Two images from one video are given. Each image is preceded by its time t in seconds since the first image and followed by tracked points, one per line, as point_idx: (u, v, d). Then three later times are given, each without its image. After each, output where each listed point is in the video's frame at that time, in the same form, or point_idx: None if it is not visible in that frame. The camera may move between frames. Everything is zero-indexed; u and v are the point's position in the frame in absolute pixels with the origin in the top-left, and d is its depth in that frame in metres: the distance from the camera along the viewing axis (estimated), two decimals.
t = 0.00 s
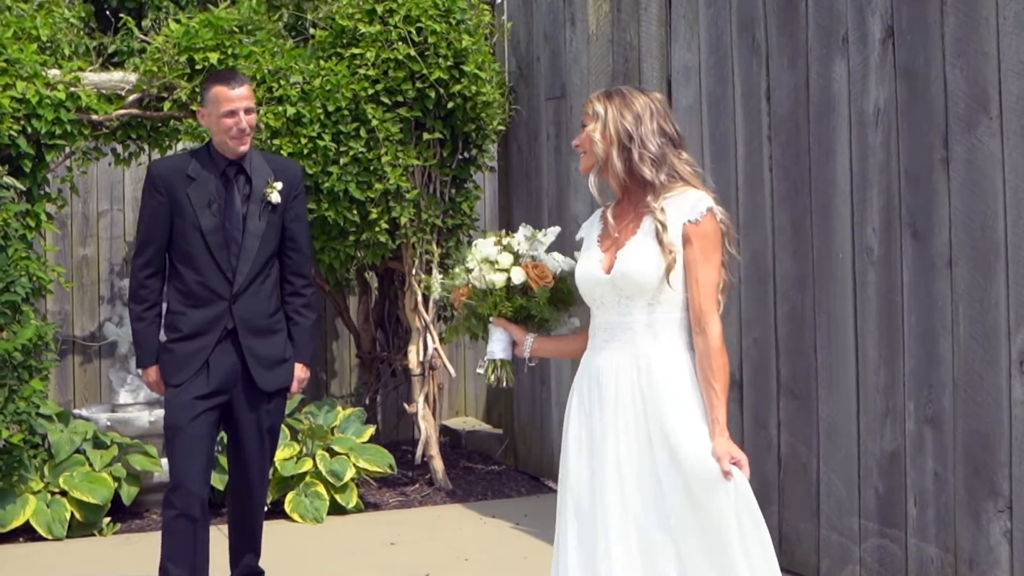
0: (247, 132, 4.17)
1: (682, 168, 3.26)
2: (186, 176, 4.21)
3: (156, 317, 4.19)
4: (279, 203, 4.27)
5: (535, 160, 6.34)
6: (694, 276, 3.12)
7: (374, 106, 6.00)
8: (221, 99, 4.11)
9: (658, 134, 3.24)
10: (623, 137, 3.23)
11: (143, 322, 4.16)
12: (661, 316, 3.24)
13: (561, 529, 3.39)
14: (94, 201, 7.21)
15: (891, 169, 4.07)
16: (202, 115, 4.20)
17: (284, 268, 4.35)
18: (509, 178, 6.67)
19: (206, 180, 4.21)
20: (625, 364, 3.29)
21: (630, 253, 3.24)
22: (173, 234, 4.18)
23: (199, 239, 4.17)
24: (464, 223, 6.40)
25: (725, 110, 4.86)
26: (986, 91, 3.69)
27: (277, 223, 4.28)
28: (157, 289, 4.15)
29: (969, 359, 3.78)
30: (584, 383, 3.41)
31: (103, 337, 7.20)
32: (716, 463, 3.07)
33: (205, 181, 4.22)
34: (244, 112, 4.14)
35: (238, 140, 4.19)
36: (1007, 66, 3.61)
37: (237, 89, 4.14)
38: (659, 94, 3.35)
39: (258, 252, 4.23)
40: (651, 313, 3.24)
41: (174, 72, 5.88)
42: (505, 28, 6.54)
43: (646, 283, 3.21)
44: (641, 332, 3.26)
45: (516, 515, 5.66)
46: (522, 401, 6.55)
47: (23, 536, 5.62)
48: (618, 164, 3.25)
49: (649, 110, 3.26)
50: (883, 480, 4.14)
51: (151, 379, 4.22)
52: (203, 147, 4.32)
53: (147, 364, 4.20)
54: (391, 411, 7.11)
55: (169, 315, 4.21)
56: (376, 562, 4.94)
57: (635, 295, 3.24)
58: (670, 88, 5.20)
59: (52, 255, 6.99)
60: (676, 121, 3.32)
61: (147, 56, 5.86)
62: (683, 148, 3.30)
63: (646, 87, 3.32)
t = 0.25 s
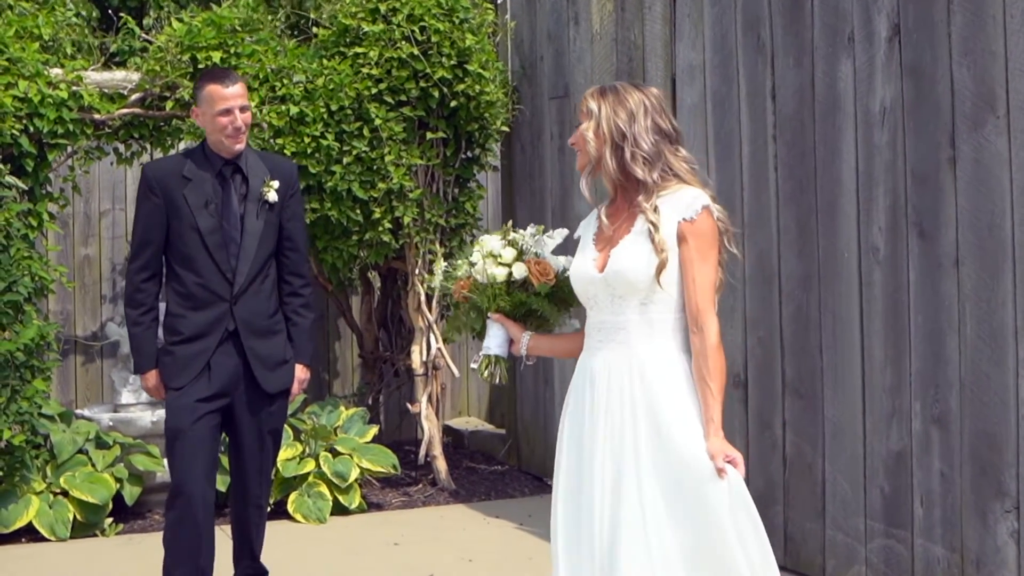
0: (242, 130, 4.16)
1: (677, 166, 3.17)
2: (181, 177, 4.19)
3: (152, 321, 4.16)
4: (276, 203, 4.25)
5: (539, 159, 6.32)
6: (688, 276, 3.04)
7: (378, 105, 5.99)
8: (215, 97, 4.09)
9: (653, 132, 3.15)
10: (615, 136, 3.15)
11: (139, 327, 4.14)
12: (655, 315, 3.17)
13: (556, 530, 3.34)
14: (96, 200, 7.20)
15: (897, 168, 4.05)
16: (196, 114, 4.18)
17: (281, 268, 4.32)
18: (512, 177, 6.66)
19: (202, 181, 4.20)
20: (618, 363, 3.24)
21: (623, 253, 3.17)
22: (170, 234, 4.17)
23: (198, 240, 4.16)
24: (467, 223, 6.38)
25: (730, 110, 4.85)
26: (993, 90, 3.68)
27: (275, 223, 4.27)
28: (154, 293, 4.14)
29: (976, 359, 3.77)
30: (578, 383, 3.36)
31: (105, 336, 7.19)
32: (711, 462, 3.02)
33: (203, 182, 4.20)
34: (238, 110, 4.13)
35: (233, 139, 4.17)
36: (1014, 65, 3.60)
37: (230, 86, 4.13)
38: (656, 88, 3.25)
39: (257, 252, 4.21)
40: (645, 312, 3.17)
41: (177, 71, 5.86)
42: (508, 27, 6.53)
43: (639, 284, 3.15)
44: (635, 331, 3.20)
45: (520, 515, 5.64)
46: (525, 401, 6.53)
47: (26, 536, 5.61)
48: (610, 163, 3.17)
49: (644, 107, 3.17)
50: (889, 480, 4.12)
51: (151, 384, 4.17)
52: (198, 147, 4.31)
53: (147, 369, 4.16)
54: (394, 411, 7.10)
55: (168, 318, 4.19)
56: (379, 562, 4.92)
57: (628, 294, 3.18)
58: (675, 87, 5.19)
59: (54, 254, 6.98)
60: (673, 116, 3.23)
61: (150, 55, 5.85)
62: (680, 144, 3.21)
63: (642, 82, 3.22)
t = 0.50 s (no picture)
0: (232, 129, 4.15)
1: (667, 168, 3.13)
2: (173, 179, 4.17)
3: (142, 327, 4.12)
4: (267, 202, 4.24)
5: (538, 161, 6.31)
6: (677, 279, 3.02)
7: (376, 106, 5.98)
8: (204, 97, 4.08)
9: (642, 134, 3.10)
10: (605, 138, 3.11)
11: (128, 332, 4.09)
12: (641, 319, 3.14)
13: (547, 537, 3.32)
14: (93, 202, 7.17)
15: (899, 170, 4.04)
16: (185, 115, 4.17)
17: (273, 270, 4.31)
18: (511, 178, 6.64)
19: (193, 183, 4.17)
20: (602, 369, 3.21)
21: (610, 256, 3.14)
22: (162, 237, 4.14)
23: (190, 242, 4.13)
24: (466, 224, 6.36)
25: (731, 111, 4.84)
26: (995, 91, 3.67)
27: (267, 222, 4.26)
28: (144, 297, 4.11)
29: (978, 361, 3.76)
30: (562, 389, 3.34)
31: (102, 338, 7.17)
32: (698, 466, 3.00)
33: (196, 183, 4.18)
34: (228, 109, 4.11)
35: (223, 138, 4.16)
36: (1017, 66, 3.59)
37: (220, 86, 4.11)
38: (648, 86, 3.20)
39: (250, 254, 4.20)
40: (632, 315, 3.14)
41: (175, 73, 5.83)
42: (507, 28, 6.51)
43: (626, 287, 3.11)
44: (620, 335, 3.17)
45: (518, 518, 5.63)
46: (524, 402, 6.51)
47: (23, 539, 5.58)
48: (599, 164, 3.13)
49: (635, 107, 3.12)
50: (891, 483, 4.11)
51: (144, 389, 4.13)
52: (188, 147, 4.28)
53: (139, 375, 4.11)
54: (392, 413, 7.08)
55: (162, 323, 4.15)
56: (378, 565, 4.90)
57: (614, 297, 3.14)
58: (675, 89, 5.17)
59: (51, 255, 6.96)
60: (665, 115, 3.17)
61: (147, 56, 5.83)
62: (671, 144, 3.17)
63: (633, 80, 3.16)
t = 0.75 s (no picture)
0: (215, 126, 4.11)
1: (648, 171, 3.04)
2: (155, 176, 4.14)
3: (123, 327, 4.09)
4: (251, 199, 4.20)
5: (529, 162, 6.29)
6: (652, 285, 2.92)
7: (367, 107, 5.96)
8: (186, 93, 4.05)
9: (623, 136, 3.01)
10: (584, 140, 3.02)
11: (110, 331, 4.06)
12: (617, 325, 3.03)
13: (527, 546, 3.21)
14: (82, 203, 7.14)
15: (893, 171, 4.04)
16: (167, 112, 4.13)
17: (258, 268, 4.26)
18: (502, 180, 6.62)
19: (177, 179, 4.14)
20: (579, 374, 3.10)
21: (585, 260, 3.04)
22: (144, 236, 4.11)
23: (174, 239, 4.10)
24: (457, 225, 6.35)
25: (723, 112, 4.83)
26: (990, 92, 3.67)
27: (252, 220, 4.22)
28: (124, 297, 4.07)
29: (973, 363, 3.75)
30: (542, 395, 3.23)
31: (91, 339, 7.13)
32: (675, 475, 2.88)
33: (183, 184, 4.15)
34: (209, 106, 4.07)
35: (205, 135, 4.12)
36: (1012, 68, 3.59)
37: (201, 82, 4.07)
38: (631, 86, 3.10)
39: (234, 252, 4.15)
40: (605, 321, 3.04)
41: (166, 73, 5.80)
42: (499, 28, 6.49)
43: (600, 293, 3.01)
44: (595, 341, 3.06)
45: (510, 520, 5.61)
46: (515, 404, 6.49)
47: (10, 543, 5.54)
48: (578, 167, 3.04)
49: (616, 108, 3.02)
50: (885, 485, 4.10)
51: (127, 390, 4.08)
52: (172, 145, 4.24)
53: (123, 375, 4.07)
54: (381, 415, 7.05)
55: (146, 323, 4.11)
56: (369, 569, 4.87)
57: (587, 303, 3.04)
58: (668, 90, 5.17)
59: (40, 256, 6.92)
60: (648, 117, 3.08)
61: (137, 56, 5.79)
62: (653, 147, 3.08)
63: (615, 81, 3.07)
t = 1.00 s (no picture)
0: (192, 123, 4.06)
1: (617, 178, 2.97)
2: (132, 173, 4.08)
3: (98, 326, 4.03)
4: (229, 197, 4.16)
5: (513, 162, 6.28)
6: (616, 294, 2.86)
7: (351, 106, 5.92)
8: (162, 90, 4.00)
9: (592, 142, 2.94)
10: (552, 144, 2.95)
11: (86, 331, 3.98)
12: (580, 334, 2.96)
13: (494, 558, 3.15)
14: (62, 203, 7.08)
15: (880, 171, 4.03)
16: (144, 110, 4.08)
17: (235, 266, 4.21)
18: (486, 180, 6.60)
19: (155, 176, 4.09)
20: (543, 385, 3.03)
21: (549, 267, 2.96)
22: (121, 235, 4.05)
23: (151, 238, 4.04)
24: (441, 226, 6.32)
25: (709, 112, 4.82)
26: (978, 92, 3.67)
27: (230, 219, 4.18)
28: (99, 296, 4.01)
29: (960, 363, 3.75)
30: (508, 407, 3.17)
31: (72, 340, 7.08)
32: (640, 488, 2.82)
33: (163, 183, 4.10)
34: (186, 102, 4.03)
35: (183, 132, 4.07)
36: (1000, 67, 3.59)
37: (177, 78, 4.02)
38: (604, 90, 3.02)
39: (212, 251, 4.11)
40: (570, 330, 2.96)
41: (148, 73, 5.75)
42: (483, 28, 6.47)
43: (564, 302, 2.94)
44: (558, 350, 2.99)
45: (494, 522, 5.58)
46: (498, 404, 6.47)
47: None
48: (545, 172, 2.97)
49: (586, 113, 2.95)
50: (871, 485, 4.09)
51: (104, 391, 4.02)
52: (149, 142, 4.19)
53: (100, 374, 4.01)
54: (364, 416, 7.02)
55: (124, 324, 4.05)
56: (353, 570, 4.83)
57: (550, 311, 2.97)
58: (653, 90, 5.16)
59: (20, 256, 6.86)
60: (619, 122, 3.01)
61: (119, 55, 5.74)
62: (624, 153, 3.01)
63: (586, 84, 3.00)
